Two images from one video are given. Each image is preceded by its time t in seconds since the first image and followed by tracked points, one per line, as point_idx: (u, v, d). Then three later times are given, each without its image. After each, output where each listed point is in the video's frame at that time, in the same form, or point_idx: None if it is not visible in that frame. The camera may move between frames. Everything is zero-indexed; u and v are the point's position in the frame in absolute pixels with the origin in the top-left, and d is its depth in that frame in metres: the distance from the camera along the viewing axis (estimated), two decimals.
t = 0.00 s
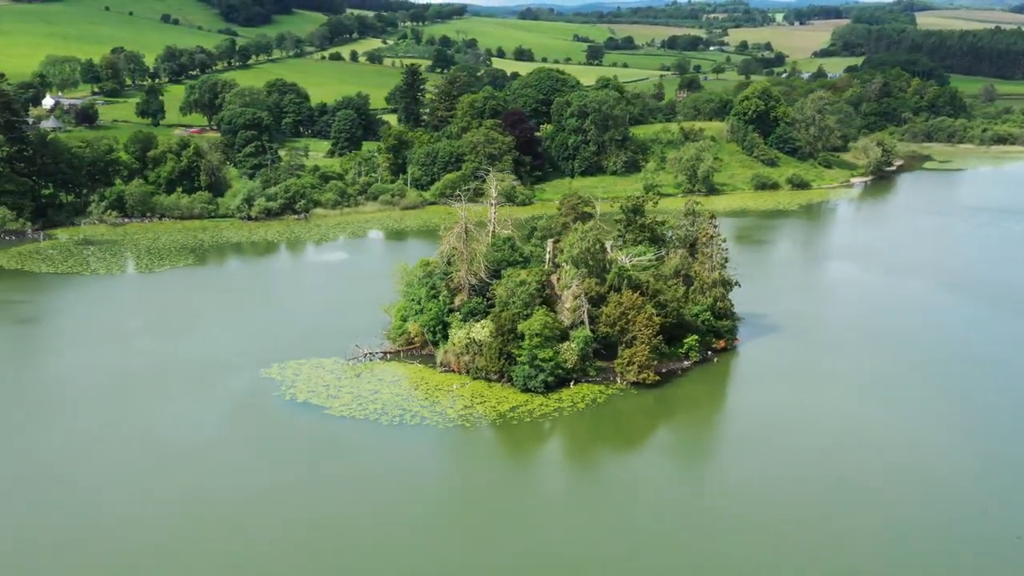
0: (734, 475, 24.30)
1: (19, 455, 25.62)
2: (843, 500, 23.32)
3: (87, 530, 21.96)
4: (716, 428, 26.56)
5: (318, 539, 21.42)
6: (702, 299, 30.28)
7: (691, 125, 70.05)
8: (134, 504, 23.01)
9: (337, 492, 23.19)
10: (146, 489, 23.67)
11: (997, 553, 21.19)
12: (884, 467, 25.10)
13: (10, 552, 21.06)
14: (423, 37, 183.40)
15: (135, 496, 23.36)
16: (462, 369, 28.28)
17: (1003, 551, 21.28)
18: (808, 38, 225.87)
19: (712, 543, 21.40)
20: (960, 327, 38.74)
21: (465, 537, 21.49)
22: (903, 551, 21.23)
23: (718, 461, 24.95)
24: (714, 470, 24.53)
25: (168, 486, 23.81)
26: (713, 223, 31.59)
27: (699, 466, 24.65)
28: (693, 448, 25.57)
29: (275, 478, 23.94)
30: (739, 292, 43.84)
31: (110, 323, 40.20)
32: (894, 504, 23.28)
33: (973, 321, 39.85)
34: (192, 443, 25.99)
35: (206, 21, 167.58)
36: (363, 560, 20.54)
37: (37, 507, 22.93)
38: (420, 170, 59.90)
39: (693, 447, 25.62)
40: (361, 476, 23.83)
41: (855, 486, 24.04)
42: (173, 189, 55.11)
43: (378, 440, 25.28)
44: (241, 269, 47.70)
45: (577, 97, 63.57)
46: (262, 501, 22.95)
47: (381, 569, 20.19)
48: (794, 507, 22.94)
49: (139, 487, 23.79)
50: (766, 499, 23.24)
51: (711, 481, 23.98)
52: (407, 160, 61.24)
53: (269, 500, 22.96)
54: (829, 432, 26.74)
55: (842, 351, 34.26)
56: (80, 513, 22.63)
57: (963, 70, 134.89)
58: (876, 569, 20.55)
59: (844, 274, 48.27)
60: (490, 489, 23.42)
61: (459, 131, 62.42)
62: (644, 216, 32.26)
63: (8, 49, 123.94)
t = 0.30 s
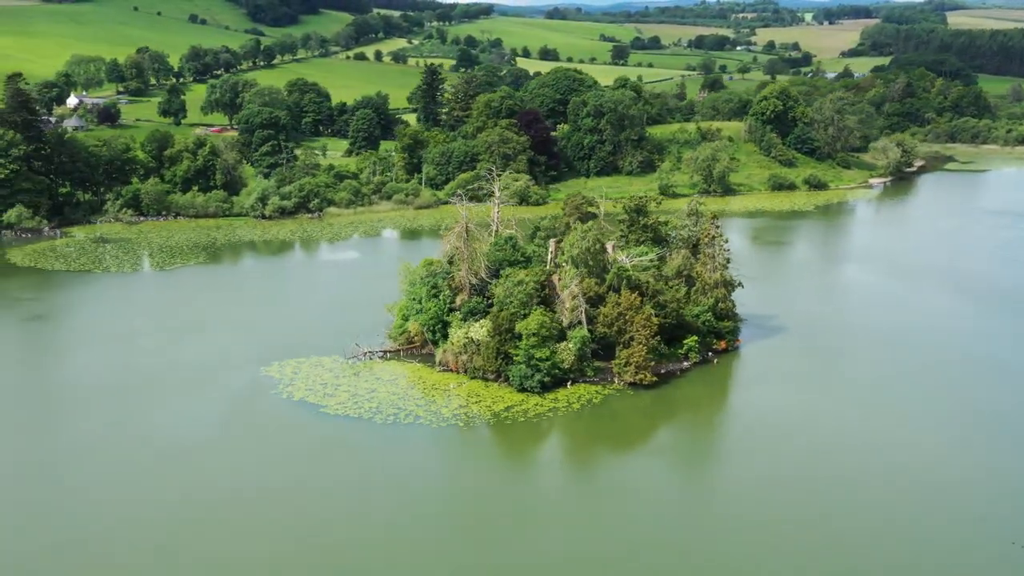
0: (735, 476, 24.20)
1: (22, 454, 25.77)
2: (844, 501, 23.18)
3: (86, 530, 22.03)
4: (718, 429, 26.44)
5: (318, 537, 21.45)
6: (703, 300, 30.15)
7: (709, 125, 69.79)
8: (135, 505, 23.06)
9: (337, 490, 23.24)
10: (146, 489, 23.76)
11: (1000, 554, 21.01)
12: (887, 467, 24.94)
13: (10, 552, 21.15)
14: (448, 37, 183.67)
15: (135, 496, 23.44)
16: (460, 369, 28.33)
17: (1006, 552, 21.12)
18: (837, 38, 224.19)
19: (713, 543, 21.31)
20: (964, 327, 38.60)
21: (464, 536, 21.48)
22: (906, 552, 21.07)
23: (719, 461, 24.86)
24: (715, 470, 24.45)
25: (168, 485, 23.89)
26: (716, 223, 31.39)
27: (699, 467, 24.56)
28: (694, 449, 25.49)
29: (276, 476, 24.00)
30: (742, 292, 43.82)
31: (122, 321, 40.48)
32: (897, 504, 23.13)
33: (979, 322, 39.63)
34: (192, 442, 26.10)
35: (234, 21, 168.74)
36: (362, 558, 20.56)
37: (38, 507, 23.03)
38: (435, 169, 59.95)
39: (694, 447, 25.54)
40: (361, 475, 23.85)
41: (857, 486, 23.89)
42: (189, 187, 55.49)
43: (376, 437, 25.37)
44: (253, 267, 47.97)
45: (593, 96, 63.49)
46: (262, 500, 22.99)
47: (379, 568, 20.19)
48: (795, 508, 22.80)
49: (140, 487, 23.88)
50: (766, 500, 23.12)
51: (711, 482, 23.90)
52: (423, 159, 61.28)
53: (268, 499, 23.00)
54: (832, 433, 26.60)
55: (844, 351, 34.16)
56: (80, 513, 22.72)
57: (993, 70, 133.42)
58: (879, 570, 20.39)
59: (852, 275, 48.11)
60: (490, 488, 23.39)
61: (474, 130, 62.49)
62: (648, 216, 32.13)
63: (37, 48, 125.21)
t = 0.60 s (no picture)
0: (735, 476, 24.10)
1: (24, 453, 25.64)
2: (845, 501, 23.06)
3: (85, 530, 21.89)
4: (719, 430, 26.34)
5: (318, 535, 21.44)
6: (704, 301, 30.00)
7: (727, 125, 69.41)
8: (135, 505, 22.91)
9: (336, 488, 23.26)
10: (147, 488, 23.62)
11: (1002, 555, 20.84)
12: (889, 467, 24.80)
13: (8, 552, 21.03)
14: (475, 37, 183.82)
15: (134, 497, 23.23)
16: (458, 368, 28.37)
17: (1007, 551, 20.98)
18: (867, 38, 222.42)
19: (713, 544, 21.23)
20: (966, 328, 38.27)
21: (464, 535, 21.47)
22: (909, 553, 20.93)
23: (719, 462, 24.77)
24: (714, 470, 24.37)
25: (169, 484, 23.77)
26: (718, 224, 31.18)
27: (699, 467, 24.48)
28: (694, 449, 25.40)
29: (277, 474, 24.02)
30: (742, 293, 43.55)
31: (134, 319, 40.77)
32: (899, 504, 22.99)
33: (985, 322, 39.26)
34: (194, 441, 25.92)
35: (262, 22, 169.79)
36: (363, 557, 20.57)
37: (38, 506, 22.89)
38: (451, 169, 59.90)
39: (694, 448, 25.46)
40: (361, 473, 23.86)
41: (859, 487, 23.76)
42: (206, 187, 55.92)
43: (373, 435, 25.42)
44: (266, 265, 48.21)
45: (610, 96, 63.38)
46: (261, 498, 22.96)
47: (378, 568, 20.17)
48: (797, 510, 22.64)
49: (140, 487, 23.68)
50: (767, 501, 23.02)
51: (710, 481, 23.83)
52: (439, 158, 61.29)
53: (267, 496, 23.01)
54: (834, 434, 26.43)
55: (845, 350, 33.98)
56: (80, 513, 22.58)
57: None
58: (879, 571, 20.27)
59: (860, 275, 47.77)
60: (491, 488, 23.36)
61: (490, 130, 62.54)
62: (650, 217, 31.99)
63: (66, 49, 126.25)
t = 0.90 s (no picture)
0: (734, 483, 24.00)
1: (24, 448, 25.81)
2: (845, 509, 22.95)
3: (85, 530, 21.80)
4: (720, 435, 26.23)
5: (319, 534, 21.41)
6: (705, 300, 29.79)
7: (744, 125, 69.08)
8: (135, 504, 22.82)
9: (333, 485, 23.34)
10: (148, 487, 23.55)
11: (1001, 567, 20.72)
12: (888, 475, 24.71)
13: (7, 552, 20.92)
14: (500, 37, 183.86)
15: (133, 498, 23.10)
16: (455, 367, 28.40)
17: (1007, 563, 20.86)
18: (896, 38, 220.68)
19: (714, 551, 21.11)
20: (973, 330, 37.86)
21: (462, 535, 21.43)
22: (909, 563, 20.79)
23: (719, 467, 24.67)
24: (714, 476, 24.28)
25: (169, 484, 23.69)
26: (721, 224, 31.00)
27: (700, 473, 24.39)
28: (694, 454, 25.31)
29: (277, 473, 24.00)
30: (745, 292, 43.17)
31: (144, 315, 41.06)
32: (896, 512, 22.90)
33: (995, 325, 38.91)
34: (196, 440, 25.87)
35: (288, 21, 170.65)
36: (361, 556, 20.55)
37: (36, 501, 23.04)
38: (465, 168, 59.59)
39: (694, 452, 25.38)
40: (360, 473, 23.84)
41: (859, 495, 23.63)
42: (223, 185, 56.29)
43: (370, 433, 25.50)
44: (278, 263, 48.47)
45: (625, 96, 63.29)
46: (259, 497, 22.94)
47: (377, 568, 20.08)
48: (798, 517, 22.51)
49: (140, 487, 23.58)
50: (767, 507, 22.92)
51: (709, 487, 23.75)
52: (454, 158, 61.07)
53: (263, 493, 23.09)
54: (835, 441, 26.31)
55: (848, 352, 33.76)
56: (79, 513, 22.49)
57: None
58: None
59: (872, 276, 47.40)
60: (490, 489, 23.30)
61: (505, 129, 62.60)
62: (653, 217, 31.86)
63: (94, 49, 127.22)
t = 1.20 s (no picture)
0: (734, 483, 23.93)
1: (26, 448, 25.97)
2: (845, 509, 22.87)
3: (84, 530, 21.88)
4: (721, 436, 26.14)
5: (317, 533, 21.47)
6: (705, 302, 29.79)
7: (761, 126, 68.72)
8: (135, 505, 22.90)
9: (331, 484, 23.40)
10: (149, 487, 23.64)
11: (1001, 567, 20.61)
12: (889, 475, 24.59)
13: (5, 552, 21.04)
14: (525, 37, 183.84)
15: (133, 498, 23.18)
16: (453, 366, 28.42)
17: (1006, 563, 20.75)
18: (925, 37, 218.71)
19: (712, 551, 21.06)
20: (981, 333, 37.50)
21: (461, 534, 21.47)
22: (909, 564, 20.69)
23: (719, 468, 24.62)
24: (713, 476, 24.22)
25: (169, 484, 23.79)
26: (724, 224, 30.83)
27: (700, 472, 24.34)
28: (694, 454, 25.26)
29: (278, 472, 24.10)
30: (746, 295, 42.77)
31: (154, 311, 41.33)
32: (897, 513, 22.78)
33: (1005, 327, 38.53)
34: (197, 440, 25.97)
35: (314, 22, 171.51)
36: (359, 554, 20.60)
37: (36, 501, 23.15)
38: (479, 168, 60.04)
39: (695, 452, 25.33)
40: (360, 472, 23.89)
41: (860, 495, 23.52)
42: (237, 184, 56.67)
43: (368, 433, 25.54)
44: (289, 262, 48.71)
45: (641, 96, 63.14)
46: (258, 497, 23.00)
47: (375, 567, 20.11)
48: (798, 518, 22.42)
49: (140, 487, 23.67)
50: (766, 507, 22.86)
51: (709, 486, 23.71)
52: (468, 158, 61.37)
53: (261, 493, 23.15)
54: (837, 441, 26.20)
55: (853, 353, 33.55)
56: (77, 513, 22.59)
57: None
58: None
59: (883, 278, 46.97)
60: (489, 488, 23.33)
61: (520, 129, 62.64)
62: (655, 217, 31.78)
63: (121, 51, 128.26)
